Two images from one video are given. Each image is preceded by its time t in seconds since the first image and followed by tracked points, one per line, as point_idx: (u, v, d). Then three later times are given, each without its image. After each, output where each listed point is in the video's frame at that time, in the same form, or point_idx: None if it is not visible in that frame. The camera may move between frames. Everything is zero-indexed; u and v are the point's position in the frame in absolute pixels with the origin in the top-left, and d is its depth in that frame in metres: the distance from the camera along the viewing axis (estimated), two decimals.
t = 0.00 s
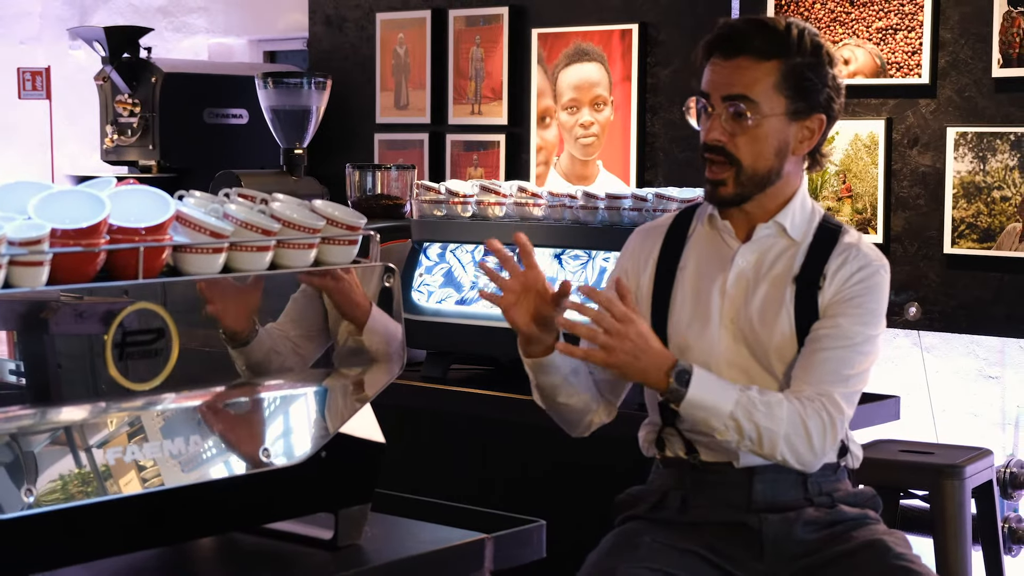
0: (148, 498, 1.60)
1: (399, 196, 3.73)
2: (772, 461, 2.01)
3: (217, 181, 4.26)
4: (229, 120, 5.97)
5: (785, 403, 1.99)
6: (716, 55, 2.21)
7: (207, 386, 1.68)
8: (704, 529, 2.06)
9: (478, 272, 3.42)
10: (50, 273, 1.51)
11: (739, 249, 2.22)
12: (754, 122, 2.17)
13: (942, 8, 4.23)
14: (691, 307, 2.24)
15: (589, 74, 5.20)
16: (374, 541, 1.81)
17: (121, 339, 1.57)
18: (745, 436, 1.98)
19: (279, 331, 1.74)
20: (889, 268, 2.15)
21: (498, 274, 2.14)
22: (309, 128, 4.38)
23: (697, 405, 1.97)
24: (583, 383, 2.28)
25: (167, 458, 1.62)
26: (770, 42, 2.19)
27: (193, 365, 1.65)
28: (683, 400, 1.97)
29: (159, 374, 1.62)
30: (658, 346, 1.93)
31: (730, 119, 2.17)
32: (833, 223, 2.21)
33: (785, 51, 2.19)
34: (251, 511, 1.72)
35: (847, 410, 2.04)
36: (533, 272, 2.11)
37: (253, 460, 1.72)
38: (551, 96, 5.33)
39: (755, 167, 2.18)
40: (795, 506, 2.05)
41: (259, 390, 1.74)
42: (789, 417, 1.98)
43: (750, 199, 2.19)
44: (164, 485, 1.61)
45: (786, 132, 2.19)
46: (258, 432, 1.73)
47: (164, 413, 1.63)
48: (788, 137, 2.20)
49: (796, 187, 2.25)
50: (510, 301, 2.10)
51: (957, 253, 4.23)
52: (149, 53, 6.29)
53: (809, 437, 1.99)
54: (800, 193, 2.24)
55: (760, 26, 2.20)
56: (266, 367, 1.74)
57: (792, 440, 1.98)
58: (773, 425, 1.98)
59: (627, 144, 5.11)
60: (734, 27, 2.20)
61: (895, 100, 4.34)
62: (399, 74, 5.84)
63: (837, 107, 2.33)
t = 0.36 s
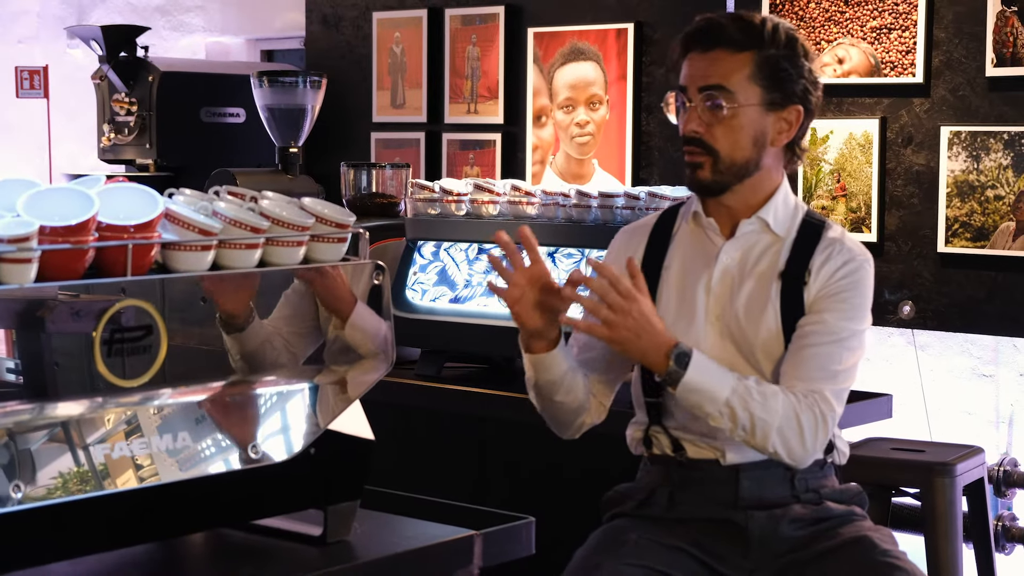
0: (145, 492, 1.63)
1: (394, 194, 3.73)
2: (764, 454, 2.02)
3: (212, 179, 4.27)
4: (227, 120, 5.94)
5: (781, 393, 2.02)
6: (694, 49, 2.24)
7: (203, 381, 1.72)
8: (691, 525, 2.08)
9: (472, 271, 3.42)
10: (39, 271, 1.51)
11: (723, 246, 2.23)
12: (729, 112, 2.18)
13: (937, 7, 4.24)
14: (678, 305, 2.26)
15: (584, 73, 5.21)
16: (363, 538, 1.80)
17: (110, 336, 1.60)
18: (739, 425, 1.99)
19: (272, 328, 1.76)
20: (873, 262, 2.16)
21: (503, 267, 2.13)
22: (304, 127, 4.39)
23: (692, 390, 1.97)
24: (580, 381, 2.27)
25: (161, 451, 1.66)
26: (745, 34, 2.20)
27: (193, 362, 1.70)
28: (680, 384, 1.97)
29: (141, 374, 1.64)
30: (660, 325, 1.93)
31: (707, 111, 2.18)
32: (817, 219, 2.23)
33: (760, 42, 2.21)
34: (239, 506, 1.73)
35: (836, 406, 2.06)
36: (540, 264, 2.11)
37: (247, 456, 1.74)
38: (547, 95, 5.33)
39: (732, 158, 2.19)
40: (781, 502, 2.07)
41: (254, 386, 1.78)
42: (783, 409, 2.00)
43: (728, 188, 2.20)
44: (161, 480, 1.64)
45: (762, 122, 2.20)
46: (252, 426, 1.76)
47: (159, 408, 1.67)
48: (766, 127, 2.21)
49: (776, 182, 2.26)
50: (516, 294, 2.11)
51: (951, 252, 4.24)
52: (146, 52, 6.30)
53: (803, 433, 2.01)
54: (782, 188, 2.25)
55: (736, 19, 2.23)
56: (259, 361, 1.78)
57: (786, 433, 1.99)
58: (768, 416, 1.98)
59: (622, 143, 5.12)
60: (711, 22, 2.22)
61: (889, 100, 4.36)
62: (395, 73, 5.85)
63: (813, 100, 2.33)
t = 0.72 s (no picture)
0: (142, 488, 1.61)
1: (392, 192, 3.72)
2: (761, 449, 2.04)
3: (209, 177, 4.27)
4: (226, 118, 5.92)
5: (777, 389, 2.03)
6: (670, 49, 2.24)
7: (202, 375, 1.69)
8: (686, 521, 2.09)
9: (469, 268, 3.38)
10: (32, 266, 1.53)
11: (712, 243, 2.24)
12: (712, 110, 2.19)
13: (933, 6, 4.25)
14: (670, 303, 2.26)
15: (582, 71, 5.21)
16: (358, 534, 1.80)
17: (103, 331, 1.58)
18: (735, 416, 2.01)
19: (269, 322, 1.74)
20: (862, 255, 2.17)
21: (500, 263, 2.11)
22: (301, 125, 4.39)
23: (692, 376, 1.99)
24: (576, 381, 2.26)
25: (159, 446, 1.64)
26: (721, 31, 2.21)
27: (192, 359, 1.68)
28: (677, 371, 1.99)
29: (136, 370, 1.62)
30: (660, 312, 1.95)
31: (690, 110, 2.19)
32: (804, 213, 2.23)
33: (734, 38, 2.22)
34: (233, 501, 1.73)
35: (830, 400, 2.07)
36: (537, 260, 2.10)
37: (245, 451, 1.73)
38: (545, 93, 5.33)
39: (718, 155, 2.20)
40: (776, 498, 2.07)
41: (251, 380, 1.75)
42: (780, 402, 2.02)
43: (715, 184, 2.21)
44: (158, 474, 1.62)
45: (746, 117, 2.22)
46: (251, 421, 1.74)
47: (156, 402, 1.65)
48: (749, 122, 2.22)
49: (764, 176, 2.27)
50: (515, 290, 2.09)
51: (948, 250, 4.24)
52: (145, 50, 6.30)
53: (798, 427, 2.03)
54: (769, 182, 2.26)
55: (708, 17, 2.23)
56: (257, 356, 1.74)
57: (782, 427, 2.01)
58: (764, 408, 2.00)
59: (619, 140, 5.11)
60: (683, 22, 2.23)
61: (885, 98, 4.37)
62: (393, 71, 5.84)
63: (796, 91, 2.33)
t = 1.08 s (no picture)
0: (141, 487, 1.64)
1: (390, 193, 3.73)
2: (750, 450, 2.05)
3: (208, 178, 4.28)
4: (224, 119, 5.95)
5: (762, 388, 2.04)
6: (656, 53, 2.25)
7: (201, 377, 1.70)
8: (680, 521, 2.10)
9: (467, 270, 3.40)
10: (30, 267, 1.53)
11: (703, 245, 2.26)
12: (698, 113, 2.20)
13: (930, 7, 4.27)
14: (661, 306, 2.27)
15: (580, 72, 5.22)
16: (354, 535, 1.82)
17: (101, 333, 1.59)
18: (723, 420, 2.01)
19: (267, 324, 1.75)
20: (852, 255, 2.17)
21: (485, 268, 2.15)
22: (300, 126, 4.39)
23: (677, 385, 2.00)
24: (567, 382, 2.28)
25: (158, 447, 1.66)
26: (707, 35, 2.22)
27: (190, 359, 1.68)
28: (663, 379, 2.00)
29: (132, 371, 1.62)
30: (641, 322, 1.97)
31: (676, 113, 2.20)
32: (794, 215, 2.24)
33: (721, 41, 2.22)
34: (229, 501, 1.74)
35: (819, 400, 2.08)
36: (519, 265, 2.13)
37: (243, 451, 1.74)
38: (543, 94, 5.34)
39: (705, 157, 2.21)
40: (770, 498, 2.09)
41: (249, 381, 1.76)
42: (767, 405, 2.02)
43: (703, 187, 2.22)
44: (155, 474, 1.65)
45: (733, 119, 2.23)
46: (250, 421, 1.76)
47: (156, 403, 1.66)
48: (736, 123, 2.23)
49: (753, 178, 2.28)
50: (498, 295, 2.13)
51: (945, 251, 4.26)
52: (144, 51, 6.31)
53: (786, 426, 2.03)
54: (758, 184, 2.27)
55: (694, 19, 2.24)
56: (253, 359, 1.75)
57: (770, 429, 2.02)
58: (751, 411, 2.01)
59: (618, 141, 5.12)
60: (669, 26, 2.23)
61: (883, 99, 4.38)
62: (392, 72, 5.85)
63: (782, 94, 2.34)
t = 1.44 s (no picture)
0: (139, 491, 1.64)
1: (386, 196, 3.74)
2: (739, 450, 2.06)
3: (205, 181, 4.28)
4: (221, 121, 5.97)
5: (751, 389, 2.06)
6: (648, 53, 2.27)
7: (199, 381, 1.73)
8: (673, 525, 2.12)
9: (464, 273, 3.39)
10: (24, 272, 1.55)
11: (693, 250, 2.27)
12: (687, 112, 2.22)
13: (926, 11, 4.28)
14: (653, 309, 2.29)
15: (577, 75, 5.22)
16: (347, 539, 1.81)
17: (94, 338, 1.60)
18: (711, 418, 2.03)
19: (263, 326, 1.77)
20: (842, 258, 2.19)
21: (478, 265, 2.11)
22: (296, 129, 4.39)
23: (666, 381, 2.02)
24: (558, 387, 2.30)
25: (156, 451, 1.67)
26: (697, 36, 2.24)
27: (187, 360, 1.70)
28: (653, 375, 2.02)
29: (127, 376, 1.64)
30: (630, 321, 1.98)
31: (665, 113, 2.22)
32: (784, 219, 2.25)
33: (710, 42, 2.25)
34: (224, 505, 1.74)
35: (808, 401, 2.09)
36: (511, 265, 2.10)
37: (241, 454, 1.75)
38: (540, 97, 5.35)
39: (692, 157, 2.23)
40: (763, 503, 2.10)
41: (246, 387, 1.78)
42: (755, 404, 2.04)
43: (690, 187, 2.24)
44: (154, 477, 1.65)
45: (720, 120, 2.25)
46: (243, 426, 1.77)
47: (154, 408, 1.68)
48: (723, 125, 2.25)
49: (742, 182, 2.30)
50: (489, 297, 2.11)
51: (940, 254, 4.28)
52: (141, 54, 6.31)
53: (775, 425, 2.04)
54: (748, 187, 2.28)
55: (686, 20, 2.26)
56: (249, 361, 1.77)
57: (757, 428, 2.03)
58: (739, 410, 2.03)
59: (615, 144, 5.12)
60: (660, 26, 2.25)
61: (879, 102, 4.39)
62: (389, 75, 5.85)
63: (770, 99, 2.37)
